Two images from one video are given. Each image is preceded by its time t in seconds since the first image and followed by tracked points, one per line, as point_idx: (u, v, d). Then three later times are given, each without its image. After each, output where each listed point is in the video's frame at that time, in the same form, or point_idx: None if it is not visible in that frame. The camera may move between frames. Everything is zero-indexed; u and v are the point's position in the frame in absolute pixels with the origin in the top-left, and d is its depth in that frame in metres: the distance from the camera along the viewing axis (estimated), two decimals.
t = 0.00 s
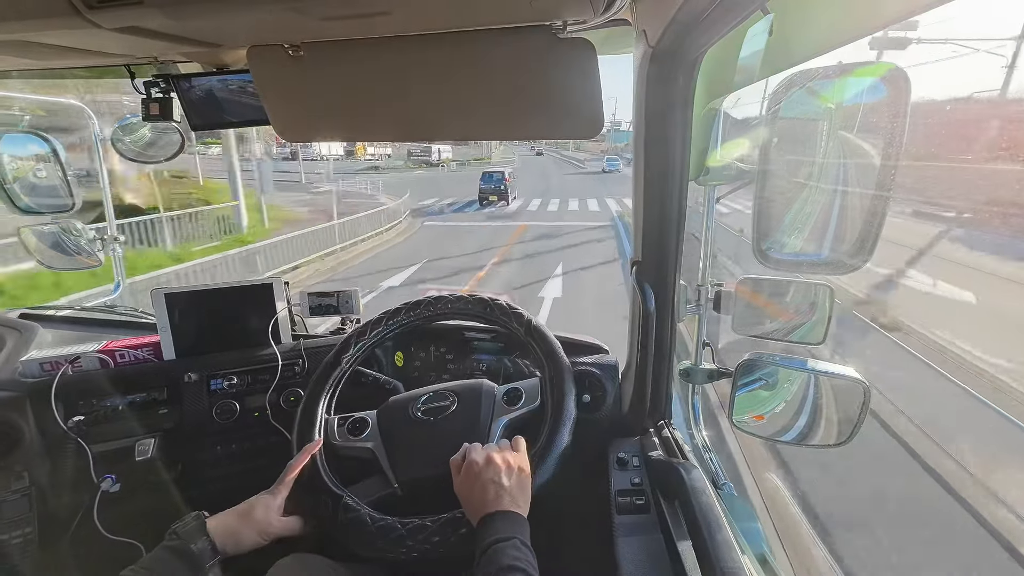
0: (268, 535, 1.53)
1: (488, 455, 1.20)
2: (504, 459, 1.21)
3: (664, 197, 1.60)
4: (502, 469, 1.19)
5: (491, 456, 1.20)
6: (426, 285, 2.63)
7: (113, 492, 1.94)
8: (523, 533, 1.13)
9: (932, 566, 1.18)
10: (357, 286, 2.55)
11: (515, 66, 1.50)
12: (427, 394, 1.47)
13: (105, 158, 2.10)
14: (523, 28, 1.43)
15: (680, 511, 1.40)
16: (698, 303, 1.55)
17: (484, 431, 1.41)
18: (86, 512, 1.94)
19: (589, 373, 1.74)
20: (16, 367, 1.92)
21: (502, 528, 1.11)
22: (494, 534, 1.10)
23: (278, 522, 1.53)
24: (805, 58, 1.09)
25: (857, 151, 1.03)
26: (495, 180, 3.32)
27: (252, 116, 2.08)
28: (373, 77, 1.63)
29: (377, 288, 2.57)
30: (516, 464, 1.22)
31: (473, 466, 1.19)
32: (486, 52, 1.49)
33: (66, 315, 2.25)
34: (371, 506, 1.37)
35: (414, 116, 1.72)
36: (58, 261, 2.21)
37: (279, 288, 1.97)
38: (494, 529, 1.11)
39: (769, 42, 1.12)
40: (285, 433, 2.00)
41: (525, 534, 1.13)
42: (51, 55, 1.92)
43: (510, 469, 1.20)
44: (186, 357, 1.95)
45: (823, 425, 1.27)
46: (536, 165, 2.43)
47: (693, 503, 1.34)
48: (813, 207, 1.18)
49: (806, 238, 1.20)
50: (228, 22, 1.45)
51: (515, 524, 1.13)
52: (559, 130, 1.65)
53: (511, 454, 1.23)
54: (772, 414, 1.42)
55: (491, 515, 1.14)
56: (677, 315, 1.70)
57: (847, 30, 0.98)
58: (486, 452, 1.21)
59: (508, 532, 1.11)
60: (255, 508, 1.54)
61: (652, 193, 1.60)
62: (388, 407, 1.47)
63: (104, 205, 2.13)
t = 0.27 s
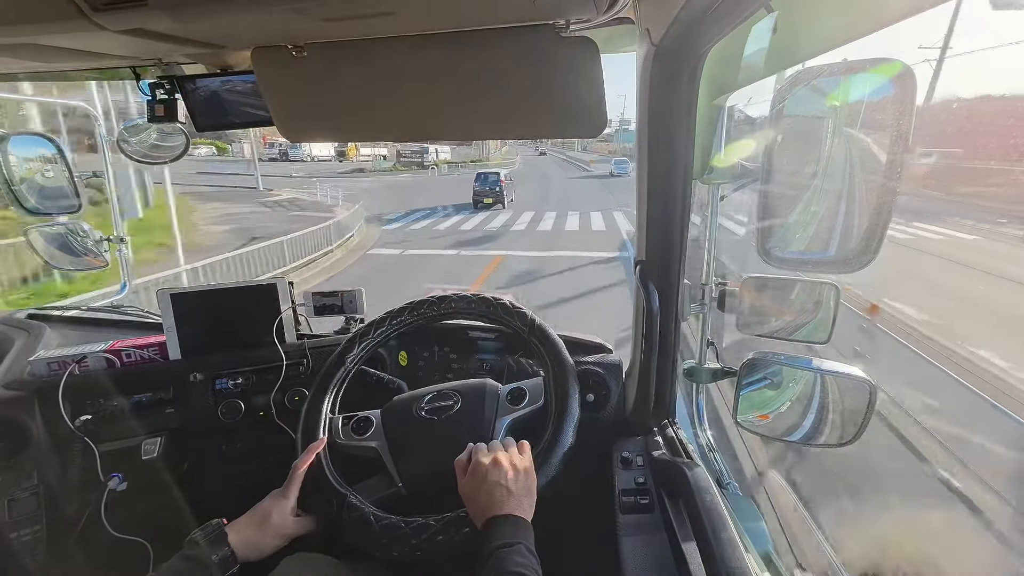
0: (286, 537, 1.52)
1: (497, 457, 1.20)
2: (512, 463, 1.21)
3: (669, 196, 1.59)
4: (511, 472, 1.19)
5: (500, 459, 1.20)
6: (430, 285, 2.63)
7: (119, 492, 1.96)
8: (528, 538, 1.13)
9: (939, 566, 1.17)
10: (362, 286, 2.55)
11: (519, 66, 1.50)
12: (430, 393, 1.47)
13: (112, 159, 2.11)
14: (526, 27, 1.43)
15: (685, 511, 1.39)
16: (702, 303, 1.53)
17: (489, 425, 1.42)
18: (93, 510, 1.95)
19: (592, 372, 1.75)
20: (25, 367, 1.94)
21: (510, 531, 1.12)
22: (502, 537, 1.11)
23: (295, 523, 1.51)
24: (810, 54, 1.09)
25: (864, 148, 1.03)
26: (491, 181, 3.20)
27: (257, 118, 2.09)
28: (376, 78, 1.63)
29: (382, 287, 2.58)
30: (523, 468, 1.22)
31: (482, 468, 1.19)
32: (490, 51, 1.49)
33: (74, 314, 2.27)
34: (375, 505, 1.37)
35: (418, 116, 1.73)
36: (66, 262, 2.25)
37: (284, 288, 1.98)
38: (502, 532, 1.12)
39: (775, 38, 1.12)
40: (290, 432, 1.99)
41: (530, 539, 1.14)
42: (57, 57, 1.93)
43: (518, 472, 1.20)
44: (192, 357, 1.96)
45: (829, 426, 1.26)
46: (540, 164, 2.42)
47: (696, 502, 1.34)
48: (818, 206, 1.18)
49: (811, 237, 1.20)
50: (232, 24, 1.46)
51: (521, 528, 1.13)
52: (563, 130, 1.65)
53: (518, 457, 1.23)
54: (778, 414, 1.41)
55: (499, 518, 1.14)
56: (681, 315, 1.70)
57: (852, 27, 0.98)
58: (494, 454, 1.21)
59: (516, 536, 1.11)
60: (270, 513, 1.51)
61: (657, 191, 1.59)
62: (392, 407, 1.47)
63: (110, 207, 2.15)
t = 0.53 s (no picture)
0: (280, 546, 1.46)
1: (509, 445, 1.23)
2: (524, 451, 1.24)
3: (671, 195, 1.59)
4: (523, 460, 1.22)
5: (513, 447, 1.23)
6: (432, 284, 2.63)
7: (121, 488, 1.96)
8: (541, 524, 1.15)
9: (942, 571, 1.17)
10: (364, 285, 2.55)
11: (521, 65, 1.50)
12: (431, 392, 1.48)
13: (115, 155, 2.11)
14: (529, 26, 1.42)
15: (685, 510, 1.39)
16: (704, 304, 1.54)
17: (492, 419, 1.42)
18: (95, 506, 1.97)
19: (593, 372, 1.75)
20: (28, 363, 1.95)
21: (522, 517, 1.14)
22: (515, 523, 1.13)
23: (290, 532, 1.45)
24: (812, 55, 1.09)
25: (868, 149, 1.02)
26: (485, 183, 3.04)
27: (261, 116, 2.09)
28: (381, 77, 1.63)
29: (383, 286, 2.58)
30: (534, 456, 1.24)
31: (495, 456, 1.22)
32: (493, 50, 1.49)
33: (76, 311, 2.27)
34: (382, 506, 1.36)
35: (422, 116, 1.73)
36: (70, 259, 2.27)
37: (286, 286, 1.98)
38: (514, 518, 1.13)
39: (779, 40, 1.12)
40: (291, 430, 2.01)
41: (543, 525, 1.15)
42: (60, 54, 1.94)
43: (530, 460, 1.23)
44: (196, 354, 1.97)
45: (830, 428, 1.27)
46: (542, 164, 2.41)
47: (696, 502, 1.34)
48: (821, 208, 1.18)
49: (814, 237, 1.19)
50: (234, 22, 1.46)
51: (531, 512, 1.15)
52: (566, 129, 1.65)
53: (530, 446, 1.26)
54: (778, 415, 1.40)
55: (512, 504, 1.16)
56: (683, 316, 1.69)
57: (854, 28, 0.97)
58: (507, 443, 1.24)
59: (528, 521, 1.13)
60: (265, 520, 1.46)
61: (659, 192, 1.59)
62: (393, 407, 1.48)
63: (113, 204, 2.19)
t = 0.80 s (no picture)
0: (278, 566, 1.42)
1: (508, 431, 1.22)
2: (524, 437, 1.22)
3: (673, 198, 1.59)
4: (522, 445, 1.20)
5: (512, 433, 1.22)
6: (434, 287, 2.63)
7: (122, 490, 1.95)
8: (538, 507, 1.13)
9: None
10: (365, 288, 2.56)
11: (525, 69, 1.50)
12: (432, 396, 1.48)
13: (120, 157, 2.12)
14: (533, 31, 1.43)
15: (686, 514, 1.39)
16: (704, 307, 1.52)
17: (497, 419, 1.44)
18: (97, 508, 1.94)
19: (596, 376, 1.74)
20: (31, 365, 1.95)
21: (518, 500, 1.12)
22: (510, 506, 1.11)
23: (293, 552, 1.41)
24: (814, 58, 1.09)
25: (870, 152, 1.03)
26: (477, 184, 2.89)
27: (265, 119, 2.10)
28: (386, 80, 1.64)
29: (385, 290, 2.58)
30: (534, 443, 1.22)
31: (494, 441, 1.20)
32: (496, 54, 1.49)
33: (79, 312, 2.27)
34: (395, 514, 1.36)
35: (426, 119, 1.74)
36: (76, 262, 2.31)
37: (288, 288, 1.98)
38: (510, 501, 1.12)
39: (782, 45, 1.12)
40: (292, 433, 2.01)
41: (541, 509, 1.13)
42: (65, 57, 1.95)
43: (529, 446, 1.21)
44: (197, 357, 1.97)
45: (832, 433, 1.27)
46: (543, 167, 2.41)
47: (696, 505, 1.34)
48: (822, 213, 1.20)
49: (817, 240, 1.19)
50: (240, 26, 1.47)
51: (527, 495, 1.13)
52: (569, 133, 1.65)
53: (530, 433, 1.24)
54: (780, 420, 1.38)
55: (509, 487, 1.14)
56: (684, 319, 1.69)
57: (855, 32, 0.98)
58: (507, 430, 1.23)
59: (525, 504, 1.11)
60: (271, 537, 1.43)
61: (661, 195, 1.59)
62: (393, 416, 1.47)
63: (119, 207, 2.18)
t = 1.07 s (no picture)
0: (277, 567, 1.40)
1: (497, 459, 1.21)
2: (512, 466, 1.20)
3: (672, 197, 1.59)
4: (508, 475, 1.19)
5: (500, 461, 1.20)
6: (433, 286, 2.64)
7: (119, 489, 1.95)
8: (518, 543, 1.11)
9: None
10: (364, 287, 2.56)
11: (524, 68, 1.50)
12: (431, 395, 1.48)
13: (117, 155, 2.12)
14: (532, 29, 1.43)
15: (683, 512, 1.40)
16: (703, 307, 1.52)
17: (496, 420, 1.43)
18: (94, 506, 1.96)
19: (593, 375, 1.77)
20: (28, 363, 1.95)
21: (499, 533, 1.10)
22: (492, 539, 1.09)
23: (291, 553, 1.39)
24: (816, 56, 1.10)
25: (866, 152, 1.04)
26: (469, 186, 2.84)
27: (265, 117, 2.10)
28: (385, 79, 1.63)
29: (384, 288, 2.58)
30: (521, 473, 1.21)
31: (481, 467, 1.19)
32: (496, 53, 1.49)
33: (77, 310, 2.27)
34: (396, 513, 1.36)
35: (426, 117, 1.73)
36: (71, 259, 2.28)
37: (285, 287, 1.97)
38: (492, 532, 1.10)
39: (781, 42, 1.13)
40: (291, 431, 2.01)
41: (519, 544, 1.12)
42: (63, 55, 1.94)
43: (517, 476, 1.19)
44: (194, 355, 1.97)
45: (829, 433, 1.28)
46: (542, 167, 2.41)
47: (693, 505, 1.34)
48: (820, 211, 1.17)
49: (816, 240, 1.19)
50: (238, 24, 1.46)
51: (510, 529, 1.12)
52: (567, 132, 1.65)
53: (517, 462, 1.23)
54: (780, 419, 1.37)
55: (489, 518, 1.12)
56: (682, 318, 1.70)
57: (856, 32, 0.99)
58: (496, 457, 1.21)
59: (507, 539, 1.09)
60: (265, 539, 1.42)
61: (660, 194, 1.59)
62: (393, 414, 1.47)
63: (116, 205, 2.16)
